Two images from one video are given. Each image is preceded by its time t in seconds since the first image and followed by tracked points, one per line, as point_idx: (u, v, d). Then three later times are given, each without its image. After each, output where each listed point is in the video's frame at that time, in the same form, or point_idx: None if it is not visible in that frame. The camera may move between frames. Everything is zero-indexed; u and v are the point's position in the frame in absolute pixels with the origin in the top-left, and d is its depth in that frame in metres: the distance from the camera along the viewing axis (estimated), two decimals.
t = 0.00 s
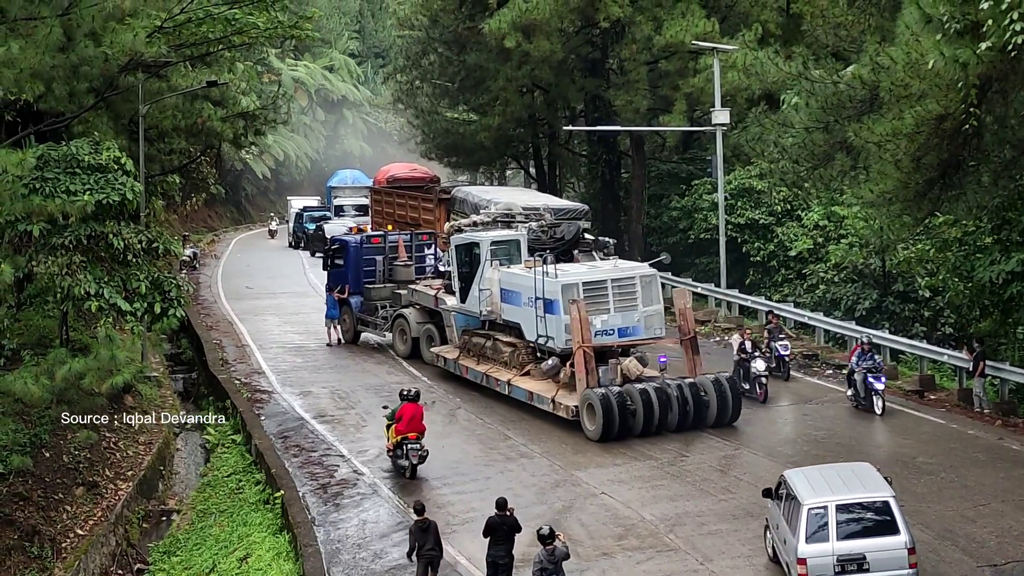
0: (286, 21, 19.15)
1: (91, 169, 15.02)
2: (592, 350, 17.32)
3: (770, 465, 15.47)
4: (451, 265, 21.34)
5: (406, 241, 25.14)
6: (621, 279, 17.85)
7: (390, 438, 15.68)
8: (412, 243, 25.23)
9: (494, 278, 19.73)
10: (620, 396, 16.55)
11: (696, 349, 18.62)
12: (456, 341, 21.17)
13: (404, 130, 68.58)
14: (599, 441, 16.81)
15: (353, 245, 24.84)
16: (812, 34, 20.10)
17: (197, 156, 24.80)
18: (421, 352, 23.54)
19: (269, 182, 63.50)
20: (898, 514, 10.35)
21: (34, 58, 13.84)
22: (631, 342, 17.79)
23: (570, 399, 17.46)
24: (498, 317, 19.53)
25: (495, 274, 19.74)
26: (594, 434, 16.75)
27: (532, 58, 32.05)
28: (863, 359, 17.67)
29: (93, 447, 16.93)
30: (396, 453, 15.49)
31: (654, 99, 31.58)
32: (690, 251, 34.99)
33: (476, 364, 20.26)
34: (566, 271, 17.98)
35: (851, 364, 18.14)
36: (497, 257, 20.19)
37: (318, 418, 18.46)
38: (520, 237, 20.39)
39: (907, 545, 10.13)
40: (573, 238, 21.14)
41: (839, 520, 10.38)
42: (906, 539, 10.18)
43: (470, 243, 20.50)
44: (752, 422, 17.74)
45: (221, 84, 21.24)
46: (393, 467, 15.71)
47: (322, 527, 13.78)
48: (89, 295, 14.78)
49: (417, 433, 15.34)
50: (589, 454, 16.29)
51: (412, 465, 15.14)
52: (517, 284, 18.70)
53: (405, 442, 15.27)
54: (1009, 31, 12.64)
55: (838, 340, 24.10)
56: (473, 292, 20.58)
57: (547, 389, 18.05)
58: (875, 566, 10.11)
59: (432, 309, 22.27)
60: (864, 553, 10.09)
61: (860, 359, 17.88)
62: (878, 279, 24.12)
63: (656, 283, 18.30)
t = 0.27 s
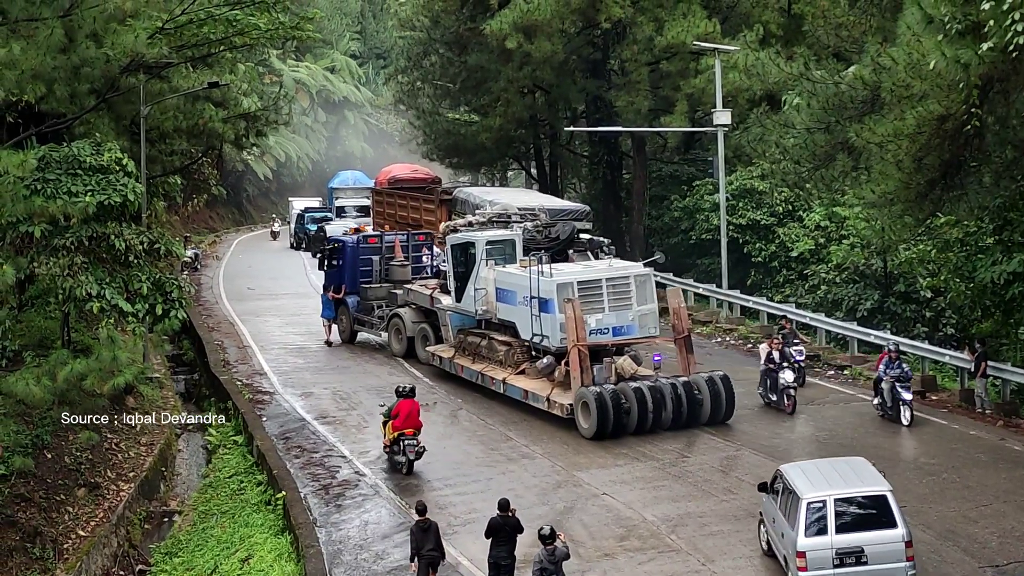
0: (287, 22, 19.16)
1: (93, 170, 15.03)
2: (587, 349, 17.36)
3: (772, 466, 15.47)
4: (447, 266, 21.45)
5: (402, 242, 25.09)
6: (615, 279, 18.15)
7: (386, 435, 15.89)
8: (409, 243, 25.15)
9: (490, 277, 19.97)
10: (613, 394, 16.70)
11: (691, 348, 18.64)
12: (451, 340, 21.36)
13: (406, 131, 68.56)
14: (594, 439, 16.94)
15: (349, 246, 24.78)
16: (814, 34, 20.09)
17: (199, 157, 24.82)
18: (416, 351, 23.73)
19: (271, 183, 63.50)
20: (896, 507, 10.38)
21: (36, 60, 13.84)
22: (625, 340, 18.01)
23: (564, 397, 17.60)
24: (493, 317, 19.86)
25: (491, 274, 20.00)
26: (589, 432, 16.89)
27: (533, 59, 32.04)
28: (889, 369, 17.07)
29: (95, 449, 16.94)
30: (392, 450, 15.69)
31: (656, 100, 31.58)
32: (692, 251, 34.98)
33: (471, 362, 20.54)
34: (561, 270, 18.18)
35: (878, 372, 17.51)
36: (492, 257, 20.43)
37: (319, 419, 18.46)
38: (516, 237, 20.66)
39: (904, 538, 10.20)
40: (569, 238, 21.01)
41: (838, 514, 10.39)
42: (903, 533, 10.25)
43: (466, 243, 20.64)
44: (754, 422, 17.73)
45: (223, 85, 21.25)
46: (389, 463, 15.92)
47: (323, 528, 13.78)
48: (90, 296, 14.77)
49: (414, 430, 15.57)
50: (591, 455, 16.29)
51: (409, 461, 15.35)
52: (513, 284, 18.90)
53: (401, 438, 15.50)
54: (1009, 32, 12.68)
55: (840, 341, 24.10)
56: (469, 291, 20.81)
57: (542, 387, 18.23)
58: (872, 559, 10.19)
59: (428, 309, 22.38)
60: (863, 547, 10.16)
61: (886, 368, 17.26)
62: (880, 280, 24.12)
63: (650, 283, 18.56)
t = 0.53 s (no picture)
0: (288, 23, 19.16)
1: (94, 171, 15.05)
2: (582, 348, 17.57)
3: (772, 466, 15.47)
4: (442, 266, 21.63)
5: (398, 242, 25.46)
6: (610, 278, 18.12)
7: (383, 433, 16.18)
8: (405, 243, 25.61)
9: (485, 275, 20.18)
10: (608, 393, 16.86)
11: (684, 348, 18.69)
12: (446, 340, 21.58)
13: (406, 132, 68.54)
14: (588, 437, 17.09)
15: (346, 245, 25.03)
16: (814, 34, 20.08)
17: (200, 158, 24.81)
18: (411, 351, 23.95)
19: (272, 184, 63.50)
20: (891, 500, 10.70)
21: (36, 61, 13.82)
22: (619, 340, 18.01)
23: (558, 395, 17.81)
24: (488, 315, 20.05)
25: (486, 273, 20.17)
26: (583, 430, 17.04)
27: (534, 60, 32.03)
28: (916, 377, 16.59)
29: (96, 450, 16.94)
30: (389, 446, 15.95)
31: (656, 101, 31.57)
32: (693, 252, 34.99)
33: (466, 361, 20.72)
34: (556, 270, 18.25)
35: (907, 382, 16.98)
36: (487, 256, 20.57)
37: (320, 420, 18.47)
38: (510, 237, 20.80)
39: (900, 530, 10.53)
40: (562, 237, 21.30)
41: (835, 507, 10.67)
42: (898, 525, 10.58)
43: (461, 243, 20.82)
44: (754, 422, 17.71)
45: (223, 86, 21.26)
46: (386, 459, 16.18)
47: (324, 529, 13.79)
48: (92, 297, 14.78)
49: (411, 427, 15.87)
50: (592, 456, 16.29)
51: (405, 456, 15.60)
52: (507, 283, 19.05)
53: (398, 435, 15.81)
54: (1009, 33, 12.69)
55: (841, 341, 24.12)
56: (464, 291, 20.96)
57: (536, 386, 18.39)
58: (869, 551, 10.49)
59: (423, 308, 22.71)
60: (858, 539, 10.47)
61: (914, 377, 16.78)
62: (880, 280, 24.12)
63: (644, 282, 18.52)
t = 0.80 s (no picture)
0: (291, 25, 19.19)
1: (96, 173, 15.05)
2: (577, 347, 17.72)
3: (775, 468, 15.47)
4: (439, 267, 21.88)
5: (396, 243, 25.68)
6: (605, 278, 18.31)
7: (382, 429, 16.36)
8: (403, 244, 25.77)
9: (481, 276, 20.38)
10: (603, 392, 17.03)
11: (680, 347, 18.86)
12: (443, 340, 21.79)
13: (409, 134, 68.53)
14: (584, 437, 17.25)
15: (344, 246, 25.26)
16: (817, 36, 20.09)
17: (202, 160, 24.83)
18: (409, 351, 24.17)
19: (274, 186, 63.51)
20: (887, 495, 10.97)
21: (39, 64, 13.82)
22: (615, 340, 18.15)
23: (554, 395, 17.91)
24: (485, 315, 20.21)
25: (482, 274, 20.38)
26: (579, 430, 17.19)
27: (536, 61, 32.04)
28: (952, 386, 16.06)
29: (99, 452, 16.94)
30: (388, 443, 16.13)
31: (659, 102, 31.57)
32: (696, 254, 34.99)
33: (462, 361, 20.91)
34: (551, 270, 18.43)
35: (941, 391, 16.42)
36: (483, 257, 20.80)
37: (323, 421, 18.47)
38: (507, 237, 20.99)
39: (896, 524, 10.82)
40: (558, 239, 21.14)
41: (832, 502, 10.91)
42: (895, 519, 10.87)
43: (458, 244, 21.05)
44: (757, 424, 17.72)
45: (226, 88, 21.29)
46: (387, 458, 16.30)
47: (327, 531, 13.79)
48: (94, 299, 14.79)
49: (408, 424, 15.96)
50: (594, 457, 16.28)
51: (404, 454, 15.79)
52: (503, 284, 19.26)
53: (395, 432, 15.94)
54: (1012, 35, 12.70)
55: (844, 342, 24.12)
56: (461, 291, 21.21)
57: (532, 385, 18.56)
58: (865, 544, 10.76)
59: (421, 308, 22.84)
60: (856, 533, 10.74)
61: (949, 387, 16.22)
62: (883, 281, 24.13)
63: (639, 282, 18.68)
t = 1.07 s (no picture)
0: (294, 26, 19.23)
1: (100, 175, 15.06)
2: (575, 347, 17.81)
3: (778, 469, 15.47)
4: (438, 267, 22.11)
5: (395, 244, 25.98)
6: (602, 279, 18.57)
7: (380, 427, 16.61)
8: (402, 245, 26.10)
9: (479, 276, 20.62)
10: (599, 392, 17.17)
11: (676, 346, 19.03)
12: (441, 340, 22.01)
13: (413, 136, 68.51)
14: (581, 436, 17.39)
15: (344, 247, 25.64)
16: (820, 37, 20.11)
17: (206, 162, 24.85)
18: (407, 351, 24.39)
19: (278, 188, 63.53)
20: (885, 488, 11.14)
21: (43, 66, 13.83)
22: (611, 339, 18.43)
23: (552, 394, 18.07)
24: (482, 316, 20.48)
25: (480, 274, 20.64)
26: (576, 428, 17.34)
27: (540, 63, 32.04)
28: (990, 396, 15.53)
29: (103, 454, 16.95)
30: (387, 441, 16.35)
31: (662, 104, 31.57)
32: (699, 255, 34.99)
33: (460, 361, 21.10)
34: (549, 270, 18.65)
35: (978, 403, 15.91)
36: (481, 257, 21.03)
37: (327, 424, 18.47)
38: (505, 238, 21.18)
39: (894, 517, 10.99)
40: (555, 239, 21.27)
41: (832, 496, 11.06)
42: (893, 512, 11.05)
43: (456, 244, 21.29)
44: (761, 425, 17.73)
45: (230, 90, 21.33)
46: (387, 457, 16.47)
47: (331, 533, 13.79)
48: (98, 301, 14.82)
49: (408, 421, 16.25)
50: (598, 459, 16.27)
51: (403, 451, 16.03)
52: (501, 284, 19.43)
53: (395, 429, 16.20)
54: (1017, 36, 12.68)
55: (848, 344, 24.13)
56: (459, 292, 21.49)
57: (530, 385, 18.74)
58: (864, 538, 10.94)
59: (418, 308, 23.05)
60: (855, 527, 10.93)
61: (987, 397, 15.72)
62: (887, 283, 24.14)
63: (636, 283, 18.95)
